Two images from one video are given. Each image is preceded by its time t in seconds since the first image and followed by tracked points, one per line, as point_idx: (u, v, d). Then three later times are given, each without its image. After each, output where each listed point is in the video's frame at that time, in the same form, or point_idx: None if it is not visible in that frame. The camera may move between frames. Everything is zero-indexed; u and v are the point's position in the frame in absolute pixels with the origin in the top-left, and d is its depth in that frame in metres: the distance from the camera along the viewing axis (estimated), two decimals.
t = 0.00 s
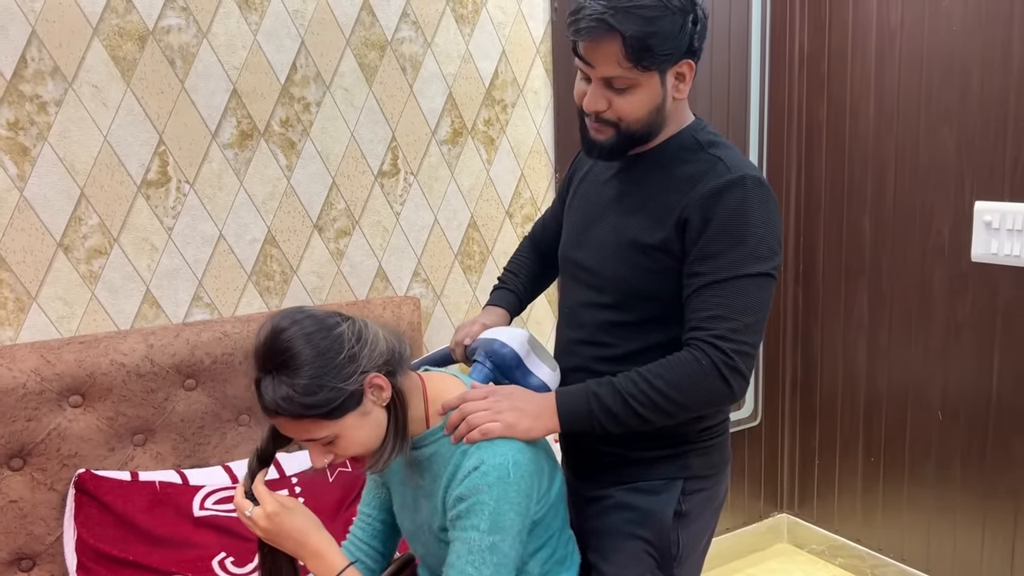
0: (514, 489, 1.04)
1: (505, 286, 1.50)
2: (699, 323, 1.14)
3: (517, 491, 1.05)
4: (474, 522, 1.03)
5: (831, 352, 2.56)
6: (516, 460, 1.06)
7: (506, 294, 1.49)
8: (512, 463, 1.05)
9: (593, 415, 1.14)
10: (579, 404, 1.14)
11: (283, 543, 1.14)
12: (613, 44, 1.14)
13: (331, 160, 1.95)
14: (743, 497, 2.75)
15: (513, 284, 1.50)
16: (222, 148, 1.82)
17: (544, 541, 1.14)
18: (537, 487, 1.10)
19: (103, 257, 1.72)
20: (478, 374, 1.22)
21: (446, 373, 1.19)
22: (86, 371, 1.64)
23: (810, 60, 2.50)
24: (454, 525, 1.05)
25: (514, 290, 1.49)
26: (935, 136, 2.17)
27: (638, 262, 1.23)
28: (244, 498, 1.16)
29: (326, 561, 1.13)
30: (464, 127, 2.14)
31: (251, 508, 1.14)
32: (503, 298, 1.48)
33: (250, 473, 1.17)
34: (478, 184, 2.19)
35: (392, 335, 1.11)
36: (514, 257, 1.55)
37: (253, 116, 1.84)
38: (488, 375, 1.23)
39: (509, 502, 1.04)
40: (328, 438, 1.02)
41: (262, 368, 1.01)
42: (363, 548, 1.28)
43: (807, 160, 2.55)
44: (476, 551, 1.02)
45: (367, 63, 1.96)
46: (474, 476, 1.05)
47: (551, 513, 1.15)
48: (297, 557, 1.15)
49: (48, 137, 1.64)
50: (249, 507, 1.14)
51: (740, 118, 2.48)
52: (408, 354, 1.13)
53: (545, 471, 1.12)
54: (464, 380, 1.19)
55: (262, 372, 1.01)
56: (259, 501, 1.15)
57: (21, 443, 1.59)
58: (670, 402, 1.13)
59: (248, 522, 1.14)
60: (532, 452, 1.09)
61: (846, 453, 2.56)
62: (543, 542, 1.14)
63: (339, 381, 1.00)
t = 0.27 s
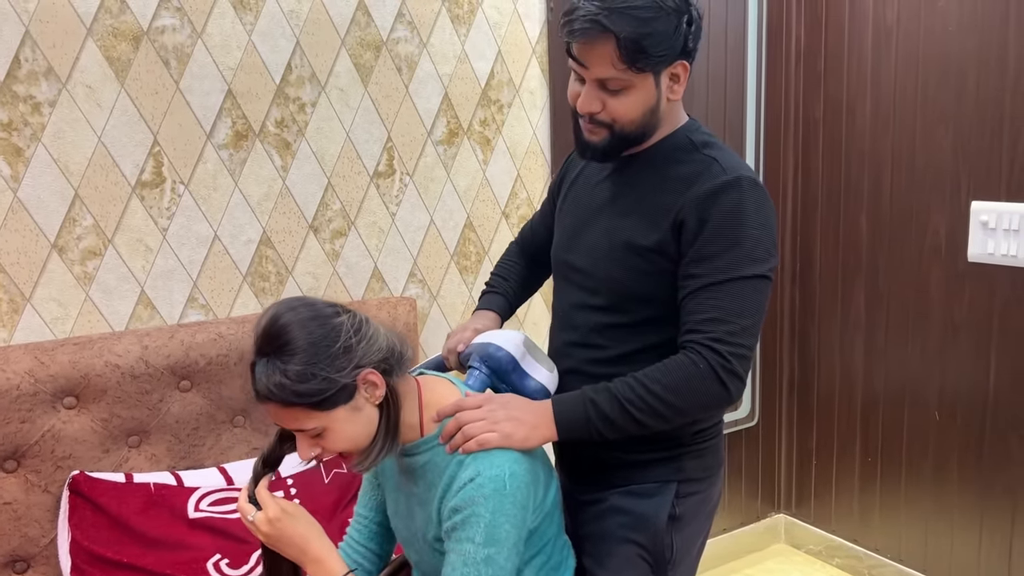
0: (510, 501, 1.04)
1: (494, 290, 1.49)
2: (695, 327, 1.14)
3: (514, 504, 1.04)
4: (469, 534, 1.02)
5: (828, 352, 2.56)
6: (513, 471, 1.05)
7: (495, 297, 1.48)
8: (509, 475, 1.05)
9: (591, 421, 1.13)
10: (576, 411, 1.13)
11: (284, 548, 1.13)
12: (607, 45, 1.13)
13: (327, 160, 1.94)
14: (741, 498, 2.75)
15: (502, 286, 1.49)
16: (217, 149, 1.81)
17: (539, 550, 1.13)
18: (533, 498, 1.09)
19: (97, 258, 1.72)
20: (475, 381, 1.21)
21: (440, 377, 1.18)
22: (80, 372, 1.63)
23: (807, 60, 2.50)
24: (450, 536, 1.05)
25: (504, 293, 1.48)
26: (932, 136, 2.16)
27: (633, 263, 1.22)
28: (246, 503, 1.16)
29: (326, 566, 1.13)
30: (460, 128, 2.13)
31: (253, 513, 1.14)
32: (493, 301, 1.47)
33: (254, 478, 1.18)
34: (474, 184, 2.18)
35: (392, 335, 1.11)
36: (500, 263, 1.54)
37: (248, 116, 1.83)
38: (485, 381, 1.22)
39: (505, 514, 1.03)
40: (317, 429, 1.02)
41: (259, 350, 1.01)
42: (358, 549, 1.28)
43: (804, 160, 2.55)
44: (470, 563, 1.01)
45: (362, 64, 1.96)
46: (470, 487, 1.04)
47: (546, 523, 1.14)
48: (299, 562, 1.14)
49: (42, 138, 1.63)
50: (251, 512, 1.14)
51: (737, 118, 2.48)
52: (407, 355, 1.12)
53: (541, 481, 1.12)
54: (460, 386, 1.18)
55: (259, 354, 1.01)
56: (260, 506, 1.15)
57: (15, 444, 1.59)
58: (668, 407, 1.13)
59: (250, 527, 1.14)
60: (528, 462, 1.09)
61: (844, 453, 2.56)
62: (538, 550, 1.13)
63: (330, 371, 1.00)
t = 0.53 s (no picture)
0: (507, 508, 1.06)
1: (486, 286, 1.49)
2: (695, 333, 1.14)
3: (509, 511, 1.06)
4: (466, 540, 1.03)
5: (826, 352, 2.56)
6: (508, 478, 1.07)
7: (486, 290, 1.49)
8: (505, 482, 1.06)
9: (597, 440, 1.13)
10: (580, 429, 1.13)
11: (280, 554, 1.13)
12: (608, 50, 1.13)
13: (323, 161, 1.94)
14: (739, 498, 2.75)
15: (492, 279, 1.49)
16: (214, 149, 1.81)
17: (535, 552, 1.13)
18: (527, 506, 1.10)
19: (93, 259, 1.72)
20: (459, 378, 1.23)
21: (435, 381, 1.17)
22: (77, 373, 1.63)
23: (805, 60, 2.49)
24: (446, 544, 1.05)
25: (494, 286, 1.49)
26: (930, 136, 2.16)
27: (629, 267, 1.22)
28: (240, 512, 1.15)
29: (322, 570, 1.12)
30: (457, 128, 2.13)
31: (247, 522, 1.13)
32: (484, 295, 1.48)
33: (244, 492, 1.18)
34: (471, 184, 2.18)
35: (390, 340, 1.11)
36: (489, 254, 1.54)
37: (244, 116, 1.83)
38: (469, 378, 1.24)
39: (502, 521, 1.05)
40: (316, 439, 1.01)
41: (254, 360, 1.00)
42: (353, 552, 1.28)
43: (802, 160, 2.55)
44: (467, 569, 1.01)
45: (359, 64, 1.95)
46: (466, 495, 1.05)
47: (541, 529, 1.14)
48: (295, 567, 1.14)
49: (38, 139, 1.63)
50: (244, 521, 1.13)
51: (735, 118, 2.48)
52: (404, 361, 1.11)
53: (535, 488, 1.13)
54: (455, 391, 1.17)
55: (254, 363, 1.00)
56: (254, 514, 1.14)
57: (12, 446, 1.59)
58: (673, 418, 1.13)
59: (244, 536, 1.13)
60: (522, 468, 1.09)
61: (842, 454, 2.56)
62: (534, 553, 1.13)
63: (326, 378, 0.99)
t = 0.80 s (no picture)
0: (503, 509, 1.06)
1: (486, 295, 1.47)
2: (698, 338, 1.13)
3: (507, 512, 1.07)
4: (464, 541, 1.04)
5: (828, 349, 2.55)
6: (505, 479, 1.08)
7: (487, 299, 1.47)
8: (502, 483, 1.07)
9: (603, 458, 1.12)
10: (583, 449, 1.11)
11: (282, 552, 1.12)
12: (617, 50, 1.11)
13: (323, 157, 1.93)
14: (740, 495, 2.74)
15: (492, 288, 1.48)
16: (213, 145, 1.80)
17: (534, 551, 1.12)
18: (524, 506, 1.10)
19: (92, 255, 1.71)
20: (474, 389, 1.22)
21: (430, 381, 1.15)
22: (75, 369, 1.63)
23: (807, 55, 2.48)
24: (444, 544, 1.06)
25: (495, 294, 1.47)
26: (932, 132, 2.15)
27: (629, 265, 1.21)
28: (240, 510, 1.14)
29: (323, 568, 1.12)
30: (457, 124, 2.12)
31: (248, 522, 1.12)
32: (485, 304, 1.46)
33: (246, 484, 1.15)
34: (471, 180, 2.17)
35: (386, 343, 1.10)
36: (485, 263, 1.53)
37: (243, 112, 1.83)
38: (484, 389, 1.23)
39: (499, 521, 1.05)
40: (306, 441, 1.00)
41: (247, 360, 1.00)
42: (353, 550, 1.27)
43: (804, 156, 2.54)
44: (466, 570, 1.02)
45: (359, 59, 1.95)
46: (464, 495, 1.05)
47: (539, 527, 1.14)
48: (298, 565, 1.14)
49: (36, 135, 1.63)
50: (245, 520, 1.12)
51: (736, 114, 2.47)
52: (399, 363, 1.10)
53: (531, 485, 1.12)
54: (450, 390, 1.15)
55: (247, 363, 1.00)
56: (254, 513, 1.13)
57: (10, 442, 1.59)
58: (679, 427, 1.13)
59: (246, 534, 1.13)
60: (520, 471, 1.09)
61: (843, 451, 2.55)
62: (533, 552, 1.12)
63: (314, 381, 0.98)
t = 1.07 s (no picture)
0: (486, 477, 1.02)
1: (522, 291, 1.47)
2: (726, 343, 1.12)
3: (490, 479, 1.02)
4: (448, 510, 1.01)
5: (849, 332, 2.51)
6: (493, 446, 1.03)
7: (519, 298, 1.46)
8: (486, 452, 1.02)
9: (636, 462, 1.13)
10: (619, 456, 1.13)
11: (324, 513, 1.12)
12: (646, 64, 1.05)
13: (337, 132, 1.92)
14: (756, 477, 2.72)
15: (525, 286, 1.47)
16: (227, 119, 1.79)
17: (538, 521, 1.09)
18: (515, 473, 1.06)
19: (107, 230, 1.71)
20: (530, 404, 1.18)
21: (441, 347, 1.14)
22: (90, 344, 1.63)
23: (830, 31, 2.43)
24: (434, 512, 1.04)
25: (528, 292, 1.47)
26: (958, 109, 2.10)
27: (657, 260, 1.18)
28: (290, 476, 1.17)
29: (358, 531, 1.11)
30: (472, 99, 2.09)
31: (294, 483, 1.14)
32: (517, 304, 1.46)
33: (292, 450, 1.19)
34: (487, 157, 2.15)
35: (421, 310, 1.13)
36: (511, 252, 1.51)
37: (257, 86, 1.81)
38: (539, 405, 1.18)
39: (483, 491, 1.01)
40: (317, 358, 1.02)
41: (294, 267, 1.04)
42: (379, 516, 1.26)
43: (825, 135, 2.50)
44: (451, 539, 1.00)
45: (374, 33, 1.92)
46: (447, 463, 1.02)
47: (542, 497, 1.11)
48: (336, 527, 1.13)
49: (49, 107, 1.61)
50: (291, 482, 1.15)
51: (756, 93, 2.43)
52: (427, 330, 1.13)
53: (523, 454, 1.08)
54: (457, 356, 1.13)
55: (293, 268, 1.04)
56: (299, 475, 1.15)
57: (26, 415, 1.59)
58: (711, 433, 1.12)
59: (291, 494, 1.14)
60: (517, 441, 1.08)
61: (861, 434, 2.53)
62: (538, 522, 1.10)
63: (337, 302, 1.01)
